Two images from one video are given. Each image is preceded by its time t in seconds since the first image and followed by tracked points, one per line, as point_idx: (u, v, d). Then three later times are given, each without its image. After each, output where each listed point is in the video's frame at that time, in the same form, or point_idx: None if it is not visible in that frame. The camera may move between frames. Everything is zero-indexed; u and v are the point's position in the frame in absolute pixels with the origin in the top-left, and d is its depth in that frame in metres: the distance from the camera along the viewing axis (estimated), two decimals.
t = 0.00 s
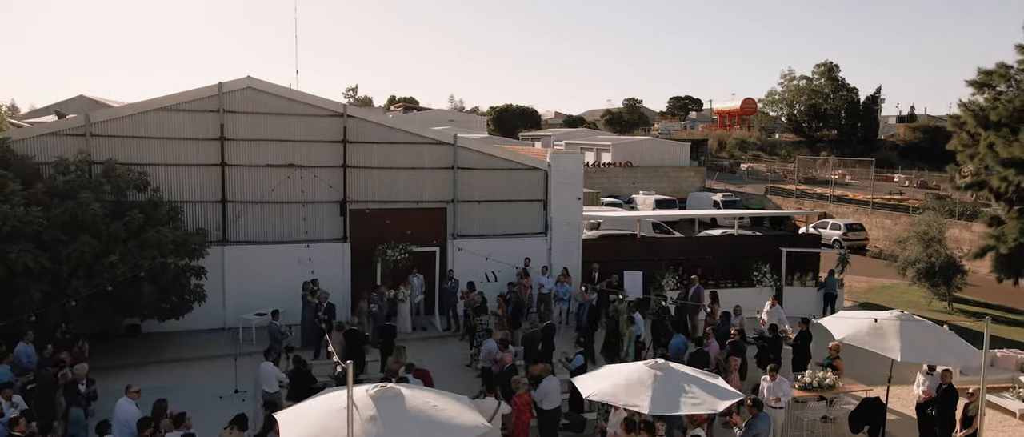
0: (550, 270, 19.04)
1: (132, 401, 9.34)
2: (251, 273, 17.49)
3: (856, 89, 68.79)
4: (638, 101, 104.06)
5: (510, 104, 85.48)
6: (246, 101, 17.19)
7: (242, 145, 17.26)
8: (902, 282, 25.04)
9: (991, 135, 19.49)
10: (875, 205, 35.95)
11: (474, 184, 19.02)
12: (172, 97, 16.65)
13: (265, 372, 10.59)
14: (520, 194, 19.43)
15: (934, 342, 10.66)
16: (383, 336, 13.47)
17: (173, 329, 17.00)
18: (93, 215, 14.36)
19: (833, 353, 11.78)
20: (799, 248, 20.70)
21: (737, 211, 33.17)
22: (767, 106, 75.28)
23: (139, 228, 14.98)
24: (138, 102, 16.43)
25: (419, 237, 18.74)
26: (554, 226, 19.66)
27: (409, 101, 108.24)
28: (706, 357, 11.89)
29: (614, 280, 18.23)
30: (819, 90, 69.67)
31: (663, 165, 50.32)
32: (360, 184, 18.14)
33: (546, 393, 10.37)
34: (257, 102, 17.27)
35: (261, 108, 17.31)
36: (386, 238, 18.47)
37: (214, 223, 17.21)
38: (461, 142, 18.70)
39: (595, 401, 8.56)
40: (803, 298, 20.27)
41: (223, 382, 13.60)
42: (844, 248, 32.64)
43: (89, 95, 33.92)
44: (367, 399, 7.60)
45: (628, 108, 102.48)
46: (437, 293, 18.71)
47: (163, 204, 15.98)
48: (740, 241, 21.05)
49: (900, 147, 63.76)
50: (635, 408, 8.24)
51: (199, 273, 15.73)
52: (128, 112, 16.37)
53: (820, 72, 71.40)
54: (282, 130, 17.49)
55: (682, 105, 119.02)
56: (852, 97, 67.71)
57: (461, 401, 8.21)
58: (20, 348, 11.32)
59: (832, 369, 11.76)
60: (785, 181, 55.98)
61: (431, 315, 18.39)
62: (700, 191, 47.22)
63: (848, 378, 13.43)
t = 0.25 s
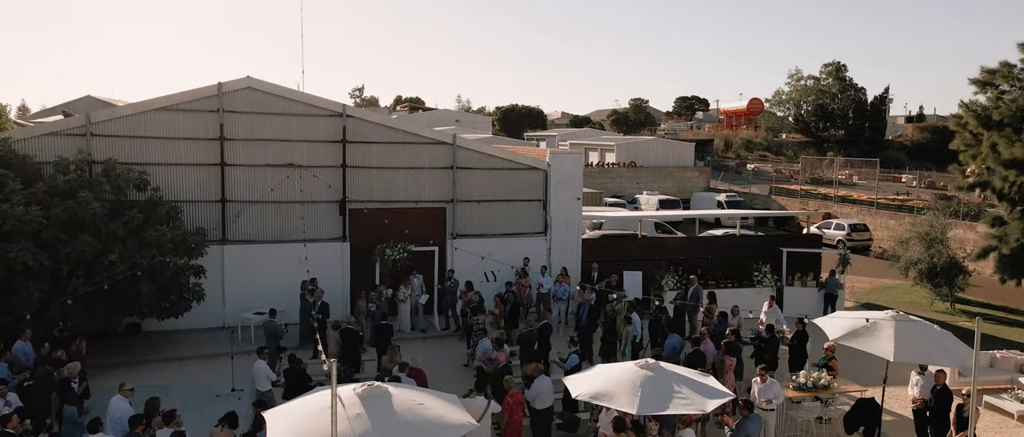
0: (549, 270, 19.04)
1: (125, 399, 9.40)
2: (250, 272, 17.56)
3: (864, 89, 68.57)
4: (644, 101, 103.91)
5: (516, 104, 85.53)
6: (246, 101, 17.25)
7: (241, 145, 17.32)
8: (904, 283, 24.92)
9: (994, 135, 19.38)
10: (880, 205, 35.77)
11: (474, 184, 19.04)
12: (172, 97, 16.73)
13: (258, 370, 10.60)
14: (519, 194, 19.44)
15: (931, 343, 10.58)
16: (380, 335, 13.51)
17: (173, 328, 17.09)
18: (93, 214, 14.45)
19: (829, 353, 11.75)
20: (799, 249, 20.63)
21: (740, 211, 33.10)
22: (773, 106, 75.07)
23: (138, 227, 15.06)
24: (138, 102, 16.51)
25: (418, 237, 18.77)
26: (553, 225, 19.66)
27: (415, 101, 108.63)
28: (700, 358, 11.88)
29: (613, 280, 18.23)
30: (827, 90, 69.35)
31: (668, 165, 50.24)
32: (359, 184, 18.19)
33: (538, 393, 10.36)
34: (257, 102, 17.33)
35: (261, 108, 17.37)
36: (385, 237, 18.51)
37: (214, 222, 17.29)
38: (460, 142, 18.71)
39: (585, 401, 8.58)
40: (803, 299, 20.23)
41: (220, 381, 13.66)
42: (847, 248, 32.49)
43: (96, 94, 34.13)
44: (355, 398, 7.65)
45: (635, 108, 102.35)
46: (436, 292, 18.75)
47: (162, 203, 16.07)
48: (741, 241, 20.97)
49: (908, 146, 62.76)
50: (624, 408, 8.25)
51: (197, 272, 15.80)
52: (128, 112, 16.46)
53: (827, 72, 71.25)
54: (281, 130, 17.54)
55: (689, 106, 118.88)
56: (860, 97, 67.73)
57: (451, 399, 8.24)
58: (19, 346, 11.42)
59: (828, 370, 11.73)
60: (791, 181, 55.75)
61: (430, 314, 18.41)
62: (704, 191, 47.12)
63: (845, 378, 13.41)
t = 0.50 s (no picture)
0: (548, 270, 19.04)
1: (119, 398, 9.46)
2: (250, 272, 17.63)
3: (872, 89, 68.25)
4: (650, 101, 103.77)
5: (522, 104, 85.57)
6: (246, 102, 17.32)
7: (241, 145, 17.39)
8: (907, 283, 24.82)
9: (996, 135, 19.29)
10: (885, 206, 35.61)
11: (474, 185, 19.07)
12: (172, 98, 16.81)
13: (252, 370, 10.65)
14: (519, 194, 19.45)
15: (925, 343, 10.53)
16: (377, 336, 13.54)
17: (173, 327, 17.19)
18: (92, 214, 14.53)
19: (824, 355, 11.72)
20: (800, 249, 20.58)
21: (743, 211, 33.03)
22: (780, 106, 74.86)
23: (137, 226, 15.14)
24: (139, 102, 16.60)
25: (418, 237, 18.80)
26: (553, 225, 19.66)
27: (420, 101, 108.92)
28: (696, 358, 11.86)
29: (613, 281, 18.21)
30: (834, 90, 69.27)
31: (672, 166, 50.17)
32: (359, 184, 18.23)
33: (531, 393, 10.36)
34: (257, 102, 17.39)
35: (260, 108, 17.43)
36: (385, 237, 18.56)
37: (214, 222, 17.36)
38: (459, 142, 18.73)
39: (573, 400, 8.62)
40: (803, 299, 20.19)
41: (218, 380, 13.73)
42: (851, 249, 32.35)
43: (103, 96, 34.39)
44: (343, 397, 7.69)
45: (641, 108, 102.22)
46: (436, 292, 18.77)
47: (162, 203, 16.15)
48: (742, 241, 20.91)
49: (916, 147, 61.99)
50: (612, 406, 8.29)
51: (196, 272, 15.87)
52: (128, 113, 16.55)
53: (835, 73, 70.95)
54: (280, 130, 17.59)
55: (696, 106, 118.67)
56: (868, 97, 67.80)
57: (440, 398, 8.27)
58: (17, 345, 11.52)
59: (824, 371, 11.70)
60: (797, 182, 55.55)
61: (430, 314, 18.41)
62: (709, 192, 47.02)
63: (841, 379, 13.36)
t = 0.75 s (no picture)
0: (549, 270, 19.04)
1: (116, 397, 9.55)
2: (251, 272, 17.71)
3: (881, 89, 67.95)
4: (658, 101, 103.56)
5: (529, 104, 85.55)
6: (248, 102, 17.40)
7: (243, 145, 17.48)
8: (911, 284, 24.70)
9: (1000, 135, 19.18)
10: (891, 206, 35.42)
11: (475, 185, 19.09)
12: (174, 98, 16.91)
13: (248, 370, 10.72)
14: (520, 194, 19.46)
15: (921, 344, 10.51)
16: (376, 335, 13.57)
17: (175, 326, 17.29)
18: (94, 214, 14.64)
19: (822, 356, 11.71)
20: (803, 250, 20.53)
21: (748, 212, 32.94)
22: (788, 106, 74.56)
23: (139, 226, 15.25)
24: (142, 103, 16.72)
25: (419, 237, 18.85)
26: (554, 226, 19.65)
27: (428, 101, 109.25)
28: (693, 359, 11.84)
29: (614, 281, 18.19)
30: (843, 89, 69.10)
31: (678, 166, 50.06)
32: (360, 184, 18.29)
33: (526, 394, 10.36)
34: (258, 103, 17.48)
35: (262, 108, 17.51)
36: (386, 237, 18.61)
37: (215, 222, 17.45)
38: (461, 142, 18.77)
39: (564, 400, 8.65)
40: (806, 300, 20.15)
41: (217, 380, 13.81)
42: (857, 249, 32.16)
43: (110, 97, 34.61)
44: (335, 395, 7.74)
45: (648, 108, 102.01)
46: (436, 293, 18.79)
47: (164, 203, 16.25)
48: (744, 242, 20.84)
49: (925, 147, 61.55)
50: (601, 404, 8.32)
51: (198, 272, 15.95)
52: (131, 113, 16.66)
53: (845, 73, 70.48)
54: (282, 130, 17.66)
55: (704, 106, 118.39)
56: (876, 97, 67.62)
57: (432, 399, 8.31)
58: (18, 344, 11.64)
59: (821, 372, 11.68)
60: (804, 182, 55.30)
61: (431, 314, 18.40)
62: (715, 192, 46.88)
63: (840, 380, 13.30)
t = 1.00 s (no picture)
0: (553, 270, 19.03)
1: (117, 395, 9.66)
2: (257, 271, 17.81)
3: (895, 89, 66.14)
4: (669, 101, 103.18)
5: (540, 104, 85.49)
6: (253, 103, 17.51)
7: (249, 145, 17.59)
8: (920, 286, 24.51)
9: (1009, 136, 18.99)
10: (902, 206, 35.13)
11: (479, 185, 19.12)
12: (181, 99, 17.04)
13: (248, 369, 10.78)
14: (525, 194, 19.47)
15: (924, 346, 10.41)
16: (377, 335, 13.63)
17: (181, 325, 17.42)
18: (101, 213, 14.79)
19: (823, 358, 11.66)
20: (809, 251, 20.38)
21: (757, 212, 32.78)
22: (799, 106, 74.05)
23: (145, 226, 15.39)
24: (148, 103, 16.86)
25: (423, 237, 18.90)
26: (559, 226, 19.64)
27: (439, 102, 109.60)
28: (694, 360, 11.80)
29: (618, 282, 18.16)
30: (856, 89, 67.27)
31: (688, 166, 49.87)
32: (365, 184, 18.36)
33: (525, 394, 10.37)
34: (264, 103, 17.58)
35: (268, 109, 17.62)
36: (391, 237, 18.68)
37: (221, 222, 17.58)
38: (465, 142, 18.80)
39: (561, 402, 8.66)
40: (812, 301, 20.03)
41: (221, 378, 13.91)
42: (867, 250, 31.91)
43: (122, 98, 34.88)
44: (331, 393, 7.79)
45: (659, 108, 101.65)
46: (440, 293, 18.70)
47: (170, 203, 16.39)
48: (750, 242, 20.74)
49: (939, 147, 60.97)
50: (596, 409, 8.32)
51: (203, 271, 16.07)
52: (138, 114, 16.80)
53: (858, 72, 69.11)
54: (287, 130, 17.76)
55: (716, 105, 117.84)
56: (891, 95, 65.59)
57: (428, 398, 8.35)
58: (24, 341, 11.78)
59: (823, 374, 11.64)
60: (815, 183, 54.94)
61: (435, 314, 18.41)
62: (725, 192, 46.65)
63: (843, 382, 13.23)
